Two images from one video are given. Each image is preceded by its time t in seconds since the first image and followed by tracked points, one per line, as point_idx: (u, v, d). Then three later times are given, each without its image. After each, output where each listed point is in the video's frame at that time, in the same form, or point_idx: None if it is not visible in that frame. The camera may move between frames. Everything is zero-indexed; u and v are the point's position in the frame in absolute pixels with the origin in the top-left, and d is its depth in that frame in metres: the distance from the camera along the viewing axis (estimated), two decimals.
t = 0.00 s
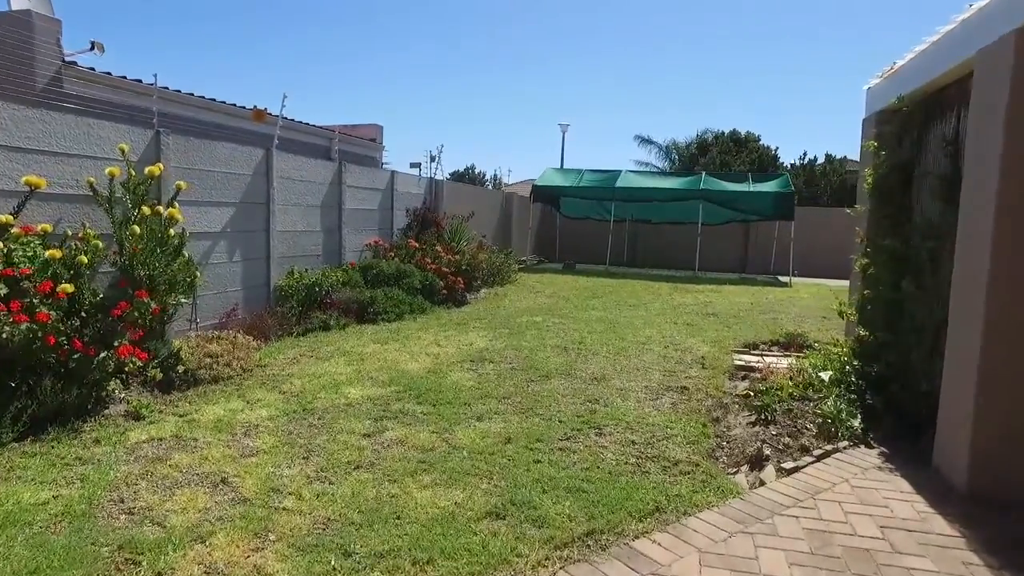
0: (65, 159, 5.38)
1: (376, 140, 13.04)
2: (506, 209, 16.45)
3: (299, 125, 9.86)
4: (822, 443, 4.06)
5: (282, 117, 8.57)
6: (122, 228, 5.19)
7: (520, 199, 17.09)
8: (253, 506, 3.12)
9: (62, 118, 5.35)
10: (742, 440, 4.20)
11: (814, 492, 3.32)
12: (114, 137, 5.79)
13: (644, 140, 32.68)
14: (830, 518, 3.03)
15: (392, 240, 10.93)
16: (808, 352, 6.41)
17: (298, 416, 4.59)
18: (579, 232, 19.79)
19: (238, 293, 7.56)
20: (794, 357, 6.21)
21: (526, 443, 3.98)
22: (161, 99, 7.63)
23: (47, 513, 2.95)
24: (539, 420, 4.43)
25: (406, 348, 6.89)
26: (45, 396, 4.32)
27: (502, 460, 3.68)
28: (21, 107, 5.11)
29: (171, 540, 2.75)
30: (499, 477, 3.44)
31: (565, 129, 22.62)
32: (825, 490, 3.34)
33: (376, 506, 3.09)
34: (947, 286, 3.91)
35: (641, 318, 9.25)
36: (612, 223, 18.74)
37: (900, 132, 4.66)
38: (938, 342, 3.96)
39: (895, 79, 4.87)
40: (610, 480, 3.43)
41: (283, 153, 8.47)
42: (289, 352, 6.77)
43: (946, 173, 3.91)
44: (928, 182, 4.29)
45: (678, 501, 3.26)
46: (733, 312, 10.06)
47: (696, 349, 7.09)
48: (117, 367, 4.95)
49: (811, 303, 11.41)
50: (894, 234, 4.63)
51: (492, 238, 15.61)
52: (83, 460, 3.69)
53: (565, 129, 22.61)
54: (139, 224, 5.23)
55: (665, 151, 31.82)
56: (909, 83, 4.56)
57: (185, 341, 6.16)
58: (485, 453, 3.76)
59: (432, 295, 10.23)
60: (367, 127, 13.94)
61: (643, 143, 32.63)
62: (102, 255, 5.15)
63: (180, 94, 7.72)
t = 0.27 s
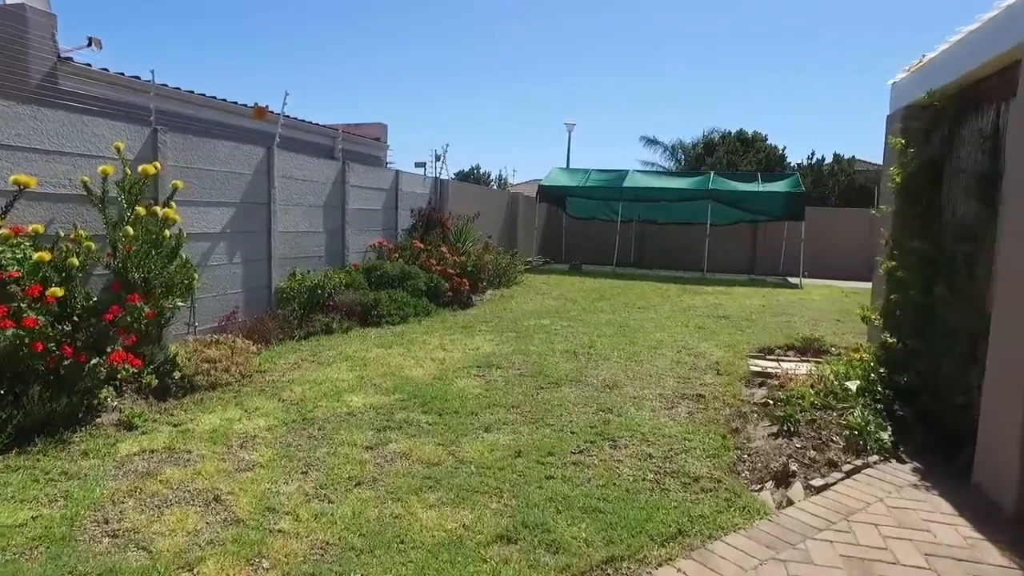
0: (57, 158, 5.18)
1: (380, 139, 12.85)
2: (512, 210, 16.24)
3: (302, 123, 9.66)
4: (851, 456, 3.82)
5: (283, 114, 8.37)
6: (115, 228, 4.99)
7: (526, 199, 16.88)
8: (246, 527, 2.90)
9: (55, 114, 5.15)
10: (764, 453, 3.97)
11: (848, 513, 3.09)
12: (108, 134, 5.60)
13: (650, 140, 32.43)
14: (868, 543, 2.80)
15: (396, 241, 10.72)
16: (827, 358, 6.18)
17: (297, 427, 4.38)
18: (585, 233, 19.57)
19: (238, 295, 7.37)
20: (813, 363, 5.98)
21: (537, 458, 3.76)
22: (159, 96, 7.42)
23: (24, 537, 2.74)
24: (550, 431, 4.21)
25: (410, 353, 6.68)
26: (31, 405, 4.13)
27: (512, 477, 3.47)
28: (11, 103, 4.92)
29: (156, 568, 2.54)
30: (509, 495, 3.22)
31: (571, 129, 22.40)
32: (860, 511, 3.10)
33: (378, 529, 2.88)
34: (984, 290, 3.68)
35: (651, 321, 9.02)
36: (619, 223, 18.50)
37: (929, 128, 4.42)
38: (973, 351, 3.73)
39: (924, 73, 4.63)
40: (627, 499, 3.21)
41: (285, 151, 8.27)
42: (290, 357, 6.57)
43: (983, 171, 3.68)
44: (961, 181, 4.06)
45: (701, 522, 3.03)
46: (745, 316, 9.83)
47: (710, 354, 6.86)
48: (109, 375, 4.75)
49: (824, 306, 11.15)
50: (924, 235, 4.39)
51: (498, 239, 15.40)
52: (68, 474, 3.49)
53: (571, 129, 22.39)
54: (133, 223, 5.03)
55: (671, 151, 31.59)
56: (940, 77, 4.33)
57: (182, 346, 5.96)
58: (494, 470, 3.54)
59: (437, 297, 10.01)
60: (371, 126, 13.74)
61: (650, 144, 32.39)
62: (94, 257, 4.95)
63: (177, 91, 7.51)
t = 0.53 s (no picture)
0: (44, 156, 4.99)
1: (381, 138, 12.67)
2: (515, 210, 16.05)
3: (300, 121, 9.47)
4: (874, 470, 3.62)
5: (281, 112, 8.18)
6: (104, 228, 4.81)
7: (529, 200, 16.69)
8: (232, 550, 2.71)
9: (42, 111, 4.96)
10: (782, 466, 3.77)
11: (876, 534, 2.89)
12: (98, 132, 5.41)
13: (654, 140, 32.21)
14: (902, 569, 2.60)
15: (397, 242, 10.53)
16: (841, 364, 5.97)
17: (291, 438, 4.19)
18: (588, 233, 19.37)
19: (235, 298, 7.18)
20: (827, 370, 5.78)
21: (542, 473, 3.56)
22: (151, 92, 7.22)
23: None
24: (555, 442, 4.02)
25: (410, 357, 6.49)
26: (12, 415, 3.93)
27: (516, 494, 3.27)
28: None
29: None
30: (514, 514, 3.03)
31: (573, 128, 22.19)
32: (889, 532, 2.89)
33: (373, 552, 2.69)
34: (1017, 295, 3.47)
35: (657, 324, 8.82)
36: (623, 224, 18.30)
37: (954, 124, 4.21)
38: (1005, 359, 3.52)
39: (948, 66, 4.41)
40: (639, 519, 3.01)
41: (283, 150, 8.08)
42: (287, 362, 6.38)
43: (1015, 168, 3.48)
44: (990, 179, 3.85)
45: (718, 544, 2.83)
46: (752, 318, 9.62)
47: (718, 359, 6.66)
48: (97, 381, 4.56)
49: (833, 308, 10.94)
50: (948, 237, 4.19)
51: (500, 239, 15.21)
52: (46, 490, 3.29)
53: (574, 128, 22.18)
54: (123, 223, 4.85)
55: (675, 151, 31.36)
56: (966, 70, 4.12)
57: (175, 350, 5.77)
58: (497, 486, 3.35)
59: (439, 299, 9.83)
60: (372, 125, 13.55)
61: (653, 144, 32.17)
62: (82, 259, 4.76)
63: (169, 87, 7.31)
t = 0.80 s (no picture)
0: (24, 152, 4.78)
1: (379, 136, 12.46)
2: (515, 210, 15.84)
3: (295, 118, 9.25)
4: (896, 483, 3.40)
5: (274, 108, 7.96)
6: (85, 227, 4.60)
7: (530, 199, 16.48)
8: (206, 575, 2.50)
9: (22, 104, 4.75)
10: (797, 477, 3.55)
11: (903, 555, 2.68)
12: (82, 126, 5.20)
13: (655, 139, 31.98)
14: None
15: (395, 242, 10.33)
16: (853, 368, 5.76)
17: (278, 446, 3.97)
18: (590, 233, 19.16)
19: (227, 298, 6.97)
20: (839, 374, 5.56)
21: (542, 486, 3.34)
22: (138, 87, 6.99)
23: None
24: (556, 452, 3.81)
25: (406, 360, 6.28)
26: None
27: (514, 510, 3.06)
28: None
29: None
30: (512, 534, 2.82)
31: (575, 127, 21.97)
32: (917, 554, 2.67)
33: None
34: None
35: (660, 325, 8.61)
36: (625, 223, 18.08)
37: (979, 116, 3.99)
38: None
39: (971, 55, 4.18)
40: (647, 538, 2.80)
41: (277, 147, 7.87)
42: (279, 365, 6.17)
43: None
44: (1018, 174, 3.63)
45: (733, 567, 2.62)
46: (758, 320, 9.40)
47: (725, 362, 6.44)
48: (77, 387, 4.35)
49: (839, 309, 10.72)
50: (972, 235, 3.97)
51: (501, 239, 14.99)
52: (13, 505, 3.08)
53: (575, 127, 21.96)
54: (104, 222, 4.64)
55: (677, 150, 31.14)
56: (991, 59, 3.88)
57: (162, 353, 5.56)
58: (494, 502, 3.14)
59: (438, 300, 9.62)
60: (370, 123, 13.34)
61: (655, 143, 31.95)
62: (62, 259, 4.55)
63: (156, 81, 7.09)
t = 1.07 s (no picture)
0: None
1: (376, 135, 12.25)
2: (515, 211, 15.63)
3: (288, 117, 9.04)
4: (917, 504, 3.18)
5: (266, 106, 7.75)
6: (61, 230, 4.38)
7: (530, 199, 16.27)
8: None
9: None
10: (812, 497, 3.33)
11: None
12: (61, 124, 4.98)
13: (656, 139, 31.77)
14: None
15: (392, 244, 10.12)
16: (864, 377, 5.54)
17: (261, 462, 3.76)
18: (591, 234, 18.94)
19: (216, 302, 6.76)
20: (851, 383, 5.35)
21: (539, 507, 3.13)
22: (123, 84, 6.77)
23: None
24: (554, 469, 3.60)
25: (400, 367, 6.07)
26: None
27: (508, 535, 2.84)
28: None
29: None
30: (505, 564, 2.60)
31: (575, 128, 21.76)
32: None
33: None
34: None
35: (663, 329, 8.39)
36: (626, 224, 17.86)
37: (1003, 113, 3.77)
38: None
39: (996, 47, 3.96)
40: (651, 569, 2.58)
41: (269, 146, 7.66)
42: (269, 371, 5.96)
43: None
44: None
45: None
46: (762, 323, 9.18)
47: (731, 369, 6.22)
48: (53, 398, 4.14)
49: (845, 312, 10.50)
50: (995, 239, 3.75)
51: (500, 240, 14.78)
52: None
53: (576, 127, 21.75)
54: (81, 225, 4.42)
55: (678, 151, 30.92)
56: (1021, 49, 3.66)
57: (146, 360, 5.35)
58: (487, 526, 2.93)
59: (435, 303, 9.40)
60: (367, 122, 13.13)
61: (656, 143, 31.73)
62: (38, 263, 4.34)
63: (140, 78, 6.86)
